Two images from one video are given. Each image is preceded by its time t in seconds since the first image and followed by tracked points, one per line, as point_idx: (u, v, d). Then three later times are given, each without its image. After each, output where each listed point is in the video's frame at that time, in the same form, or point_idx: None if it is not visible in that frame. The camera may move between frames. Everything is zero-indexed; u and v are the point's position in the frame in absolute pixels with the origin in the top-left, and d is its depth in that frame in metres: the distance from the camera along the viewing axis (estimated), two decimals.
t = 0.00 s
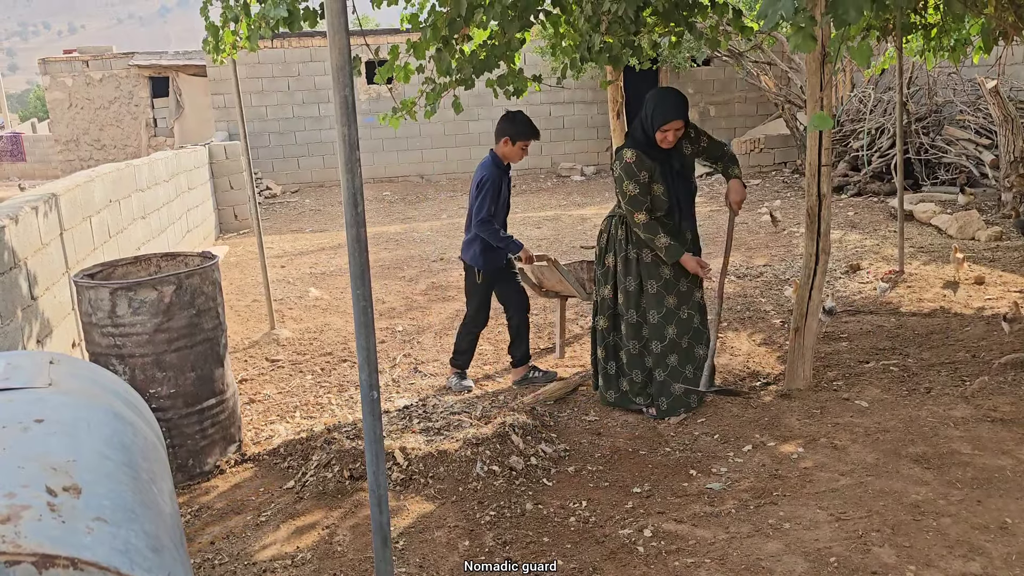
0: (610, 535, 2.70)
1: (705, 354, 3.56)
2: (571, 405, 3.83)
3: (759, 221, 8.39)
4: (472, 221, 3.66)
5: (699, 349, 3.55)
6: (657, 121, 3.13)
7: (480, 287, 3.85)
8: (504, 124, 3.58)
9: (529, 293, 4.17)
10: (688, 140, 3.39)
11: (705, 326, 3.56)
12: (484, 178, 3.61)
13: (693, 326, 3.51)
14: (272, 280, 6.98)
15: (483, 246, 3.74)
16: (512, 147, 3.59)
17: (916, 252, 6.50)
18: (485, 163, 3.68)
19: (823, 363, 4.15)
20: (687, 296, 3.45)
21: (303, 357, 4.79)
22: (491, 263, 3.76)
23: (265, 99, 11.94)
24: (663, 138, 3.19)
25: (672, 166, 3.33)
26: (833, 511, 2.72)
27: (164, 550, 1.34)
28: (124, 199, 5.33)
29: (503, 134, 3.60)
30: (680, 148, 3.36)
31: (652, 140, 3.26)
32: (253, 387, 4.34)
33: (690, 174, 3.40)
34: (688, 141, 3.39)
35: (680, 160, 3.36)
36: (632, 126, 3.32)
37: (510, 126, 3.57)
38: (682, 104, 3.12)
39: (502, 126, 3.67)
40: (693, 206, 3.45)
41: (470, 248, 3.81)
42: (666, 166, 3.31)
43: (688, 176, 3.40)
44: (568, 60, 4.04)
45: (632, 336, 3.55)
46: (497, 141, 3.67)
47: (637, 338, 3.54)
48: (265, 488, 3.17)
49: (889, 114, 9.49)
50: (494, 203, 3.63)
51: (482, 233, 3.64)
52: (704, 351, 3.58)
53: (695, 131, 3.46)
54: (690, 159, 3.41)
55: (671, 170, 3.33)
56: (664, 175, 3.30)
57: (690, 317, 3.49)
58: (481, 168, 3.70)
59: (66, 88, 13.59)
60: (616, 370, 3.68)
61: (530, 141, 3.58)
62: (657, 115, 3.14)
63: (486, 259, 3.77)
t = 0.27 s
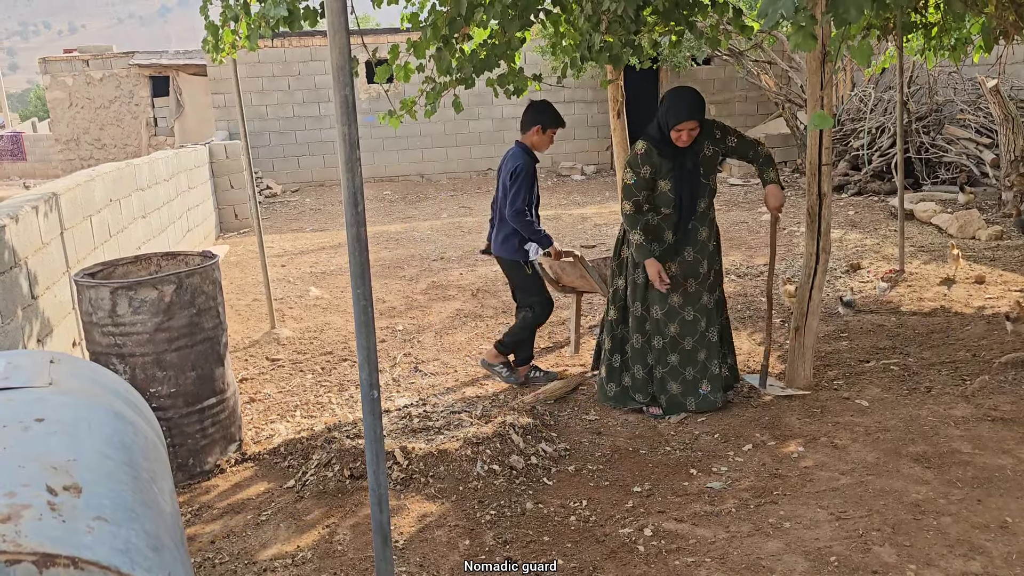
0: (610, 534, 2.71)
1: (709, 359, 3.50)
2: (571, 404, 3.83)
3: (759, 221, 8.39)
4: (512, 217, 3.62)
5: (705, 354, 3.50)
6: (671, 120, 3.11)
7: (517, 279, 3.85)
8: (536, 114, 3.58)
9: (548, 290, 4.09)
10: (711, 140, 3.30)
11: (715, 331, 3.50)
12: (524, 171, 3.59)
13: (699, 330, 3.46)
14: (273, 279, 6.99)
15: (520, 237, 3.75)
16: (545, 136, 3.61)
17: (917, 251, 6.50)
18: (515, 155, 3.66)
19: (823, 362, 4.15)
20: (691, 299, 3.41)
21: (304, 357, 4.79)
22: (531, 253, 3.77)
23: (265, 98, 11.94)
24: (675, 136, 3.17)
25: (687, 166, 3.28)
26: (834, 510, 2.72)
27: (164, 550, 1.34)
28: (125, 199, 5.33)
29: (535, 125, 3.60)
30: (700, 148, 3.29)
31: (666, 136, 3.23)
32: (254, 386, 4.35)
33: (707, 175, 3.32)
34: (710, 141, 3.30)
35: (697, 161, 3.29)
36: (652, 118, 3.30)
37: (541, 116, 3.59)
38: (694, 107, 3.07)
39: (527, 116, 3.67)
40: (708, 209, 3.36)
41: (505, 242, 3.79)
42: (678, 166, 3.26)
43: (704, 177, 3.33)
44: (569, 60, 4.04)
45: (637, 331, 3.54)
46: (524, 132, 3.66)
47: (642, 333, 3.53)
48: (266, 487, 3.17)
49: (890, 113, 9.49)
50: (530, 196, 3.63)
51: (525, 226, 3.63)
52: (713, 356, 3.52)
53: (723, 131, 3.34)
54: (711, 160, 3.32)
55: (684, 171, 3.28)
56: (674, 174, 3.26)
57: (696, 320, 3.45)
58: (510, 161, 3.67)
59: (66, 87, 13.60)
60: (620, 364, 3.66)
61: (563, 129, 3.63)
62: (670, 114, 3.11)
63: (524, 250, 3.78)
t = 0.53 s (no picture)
0: (611, 532, 2.71)
1: (717, 360, 3.48)
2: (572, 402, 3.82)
3: (760, 219, 8.39)
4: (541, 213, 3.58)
5: (714, 354, 3.48)
6: (685, 117, 3.11)
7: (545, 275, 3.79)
8: (554, 108, 3.54)
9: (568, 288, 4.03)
10: (726, 139, 3.27)
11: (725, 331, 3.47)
12: (550, 166, 3.55)
13: (707, 329, 3.44)
14: (274, 278, 6.99)
15: (546, 232, 3.72)
16: (562, 128, 3.59)
17: (918, 250, 6.50)
18: (533, 152, 3.61)
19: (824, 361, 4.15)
20: (700, 296, 3.39)
21: (305, 355, 4.80)
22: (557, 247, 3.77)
23: (266, 96, 11.94)
24: (687, 133, 3.16)
25: (702, 164, 3.24)
26: (834, 509, 2.72)
27: (165, 548, 1.34)
28: (125, 197, 5.32)
29: (553, 118, 3.57)
30: (715, 146, 3.26)
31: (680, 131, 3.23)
32: (255, 384, 4.35)
33: (720, 173, 3.29)
34: (726, 139, 3.28)
35: (710, 159, 3.26)
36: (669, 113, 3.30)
37: (558, 109, 3.56)
38: (705, 106, 3.06)
39: (540, 110, 3.62)
40: (720, 208, 3.33)
41: (529, 240, 3.74)
42: (690, 162, 3.23)
43: (717, 175, 3.30)
44: (570, 58, 4.03)
45: (646, 324, 3.54)
46: (539, 127, 3.62)
47: (651, 327, 3.54)
48: (267, 486, 3.18)
49: (891, 112, 9.48)
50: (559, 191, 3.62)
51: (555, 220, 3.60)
52: (722, 355, 3.50)
53: (742, 130, 3.29)
54: (725, 158, 3.29)
55: (698, 168, 3.24)
56: (686, 170, 3.24)
57: (703, 318, 3.43)
58: (529, 157, 3.62)
59: (67, 86, 13.59)
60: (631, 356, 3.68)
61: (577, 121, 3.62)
62: (684, 111, 3.11)
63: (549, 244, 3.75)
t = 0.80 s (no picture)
0: (611, 531, 2.71)
1: (719, 358, 3.48)
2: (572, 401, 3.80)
3: (761, 218, 8.38)
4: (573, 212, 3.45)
5: (716, 352, 3.48)
6: (691, 116, 3.10)
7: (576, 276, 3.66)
8: (570, 105, 3.44)
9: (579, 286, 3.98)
10: (734, 137, 3.25)
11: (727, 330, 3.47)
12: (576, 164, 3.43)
13: (710, 326, 3.44)
14: (274, 277, 6.98)
15: (575, 232, 3.59)
16: (579, 125, 3.50)
17: (918, 249, 6.49)
18: (555, 152, 3.50)
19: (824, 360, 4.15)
20: (702, 293, 3.39)
21: (306, 354, 4.79)
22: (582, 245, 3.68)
23: (266, 95, 11.93)
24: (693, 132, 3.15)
25: (709, 162, 3.23)
26: (835, 508, 2.72)
27: (165, 547, 1.34)
28: (125, 196, 5.32)
29: (569, 116, 3.47)
30: (721, 144, 3.24)
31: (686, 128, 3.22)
32: (255, 383, 4.35)
33: (726, 172, 3.28)
34: (733, 137, 3.25)
35: (717, 157, 3.24)
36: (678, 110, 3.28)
37: (573, 105, 3.47)
38: (710, 106, 3.05)
39: (554, 110, 3.52)
40: (725, 206, 3.32)
41: (559, 242, 3.60)
42: (695, 159, 3.22)
43: (723, 174, 3.28)
44: (570, 57, 4.02)
45: (649, 320, 3.55)
46: (555, 126, 3.52)
47: (654, 322, 3.54)
48: (267, 485, 3.18)
49: (891, 111, 9.48)
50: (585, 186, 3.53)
51: (587, 218, 3.48)
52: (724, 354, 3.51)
53: (751, 128, 3.27)
54: (732, 156, 3.27)
55: (705, 165, 3.23)
56: (692, 167, 3.23)
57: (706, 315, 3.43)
58: (551, 159, 3.50)
59: (67, 85, 13.58)
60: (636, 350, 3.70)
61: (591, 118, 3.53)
62: (691, 108, 3.10)
63: (579, 244, 3.62)
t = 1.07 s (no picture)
0: (612, 532, 2.71)
1: (711, 360, 3.50)
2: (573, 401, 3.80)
3: (761, 218, 8.38)
4: (595, 215, 3.39)
5: (708, 354, 3.51)
6: (689, 123, 3.08)
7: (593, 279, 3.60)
8: (581, 106, 3.38)
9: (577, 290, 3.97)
10: (737, 148, 3.18)
11: (721, 335, 3.46)
12: (594, 166, 3.37)
13: (702, 328, 3.47)
14: (275, 277, 6.99)
15: (594, 234, 3.54)
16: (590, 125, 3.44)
17: (919, 249, 6.49)
18: (569, 155, 3.42)
19: (825, 360, 4.14)
20: (695, 296, 3.41)
21: (307, 354, 4.80)
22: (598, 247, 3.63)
23: (267, 95, 11.94)
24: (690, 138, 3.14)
25: (706, 170, 3.20)
26: (835, 508, 2.72)
27: (166, 547, 1.34)
28: (126, 197, 5.33)
29: (580, 117, 3.41)
30: (722, 154, 3.19)
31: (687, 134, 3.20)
32: (256, 383, 4.35)
33: (725, 181, 3.24)
34: (737, 148, 3.19)
35: (716, 165, 3.19)
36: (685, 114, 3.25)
37: (583, 106, 3.41)
38: (704, 115, 3.04)
39: (563, 111, 3.45)
40: (723, 215, 3.29)
41: (579, 246, 3.54)
42: (694, 166, 3.20)
43: (722, 183, 3.25)
44: (570, 57, 4.02)
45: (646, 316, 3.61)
46: (566, 128, 3.44)
47: (651, 318, 3.61)
48: (268, 485, 3.18)
49: (892, 111, 9.48)
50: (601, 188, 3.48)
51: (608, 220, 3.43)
52: (717, 359, 3.51)
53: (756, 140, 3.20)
54: (733, 166, 3.22)
55: (702, 172, 3.20)
56: (688, 172, 3.23)
57: (700, 317, 3.45)
58: (566, 162, 3.42)
59: (68, 85, 13.59)
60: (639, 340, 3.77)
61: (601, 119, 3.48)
62: (689, 114, 3.09)
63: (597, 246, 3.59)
